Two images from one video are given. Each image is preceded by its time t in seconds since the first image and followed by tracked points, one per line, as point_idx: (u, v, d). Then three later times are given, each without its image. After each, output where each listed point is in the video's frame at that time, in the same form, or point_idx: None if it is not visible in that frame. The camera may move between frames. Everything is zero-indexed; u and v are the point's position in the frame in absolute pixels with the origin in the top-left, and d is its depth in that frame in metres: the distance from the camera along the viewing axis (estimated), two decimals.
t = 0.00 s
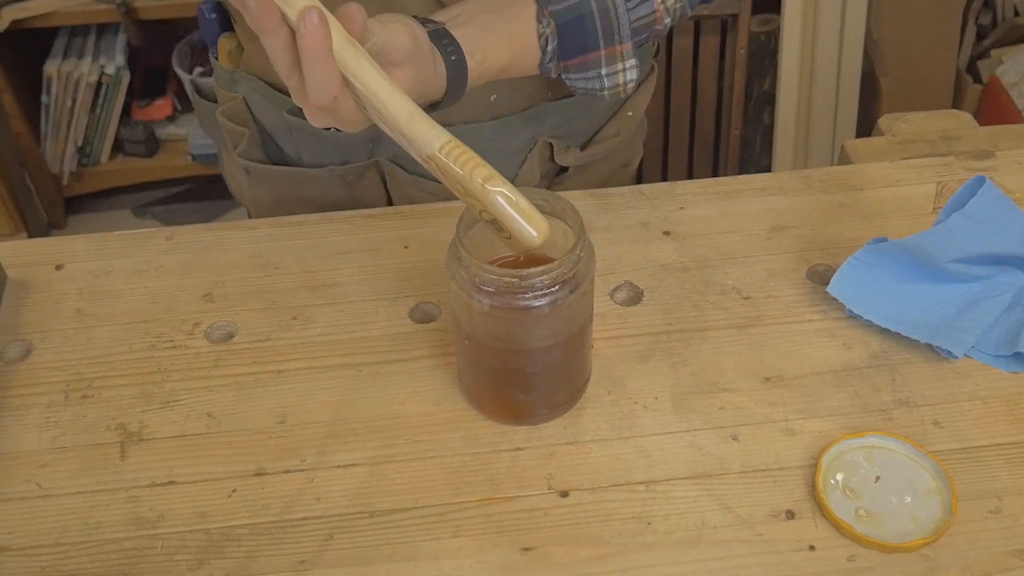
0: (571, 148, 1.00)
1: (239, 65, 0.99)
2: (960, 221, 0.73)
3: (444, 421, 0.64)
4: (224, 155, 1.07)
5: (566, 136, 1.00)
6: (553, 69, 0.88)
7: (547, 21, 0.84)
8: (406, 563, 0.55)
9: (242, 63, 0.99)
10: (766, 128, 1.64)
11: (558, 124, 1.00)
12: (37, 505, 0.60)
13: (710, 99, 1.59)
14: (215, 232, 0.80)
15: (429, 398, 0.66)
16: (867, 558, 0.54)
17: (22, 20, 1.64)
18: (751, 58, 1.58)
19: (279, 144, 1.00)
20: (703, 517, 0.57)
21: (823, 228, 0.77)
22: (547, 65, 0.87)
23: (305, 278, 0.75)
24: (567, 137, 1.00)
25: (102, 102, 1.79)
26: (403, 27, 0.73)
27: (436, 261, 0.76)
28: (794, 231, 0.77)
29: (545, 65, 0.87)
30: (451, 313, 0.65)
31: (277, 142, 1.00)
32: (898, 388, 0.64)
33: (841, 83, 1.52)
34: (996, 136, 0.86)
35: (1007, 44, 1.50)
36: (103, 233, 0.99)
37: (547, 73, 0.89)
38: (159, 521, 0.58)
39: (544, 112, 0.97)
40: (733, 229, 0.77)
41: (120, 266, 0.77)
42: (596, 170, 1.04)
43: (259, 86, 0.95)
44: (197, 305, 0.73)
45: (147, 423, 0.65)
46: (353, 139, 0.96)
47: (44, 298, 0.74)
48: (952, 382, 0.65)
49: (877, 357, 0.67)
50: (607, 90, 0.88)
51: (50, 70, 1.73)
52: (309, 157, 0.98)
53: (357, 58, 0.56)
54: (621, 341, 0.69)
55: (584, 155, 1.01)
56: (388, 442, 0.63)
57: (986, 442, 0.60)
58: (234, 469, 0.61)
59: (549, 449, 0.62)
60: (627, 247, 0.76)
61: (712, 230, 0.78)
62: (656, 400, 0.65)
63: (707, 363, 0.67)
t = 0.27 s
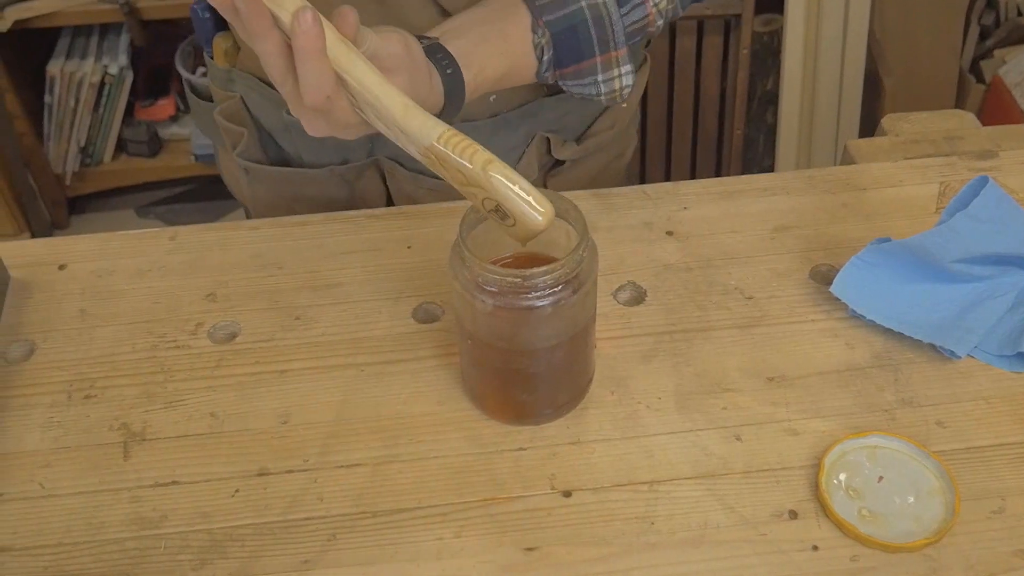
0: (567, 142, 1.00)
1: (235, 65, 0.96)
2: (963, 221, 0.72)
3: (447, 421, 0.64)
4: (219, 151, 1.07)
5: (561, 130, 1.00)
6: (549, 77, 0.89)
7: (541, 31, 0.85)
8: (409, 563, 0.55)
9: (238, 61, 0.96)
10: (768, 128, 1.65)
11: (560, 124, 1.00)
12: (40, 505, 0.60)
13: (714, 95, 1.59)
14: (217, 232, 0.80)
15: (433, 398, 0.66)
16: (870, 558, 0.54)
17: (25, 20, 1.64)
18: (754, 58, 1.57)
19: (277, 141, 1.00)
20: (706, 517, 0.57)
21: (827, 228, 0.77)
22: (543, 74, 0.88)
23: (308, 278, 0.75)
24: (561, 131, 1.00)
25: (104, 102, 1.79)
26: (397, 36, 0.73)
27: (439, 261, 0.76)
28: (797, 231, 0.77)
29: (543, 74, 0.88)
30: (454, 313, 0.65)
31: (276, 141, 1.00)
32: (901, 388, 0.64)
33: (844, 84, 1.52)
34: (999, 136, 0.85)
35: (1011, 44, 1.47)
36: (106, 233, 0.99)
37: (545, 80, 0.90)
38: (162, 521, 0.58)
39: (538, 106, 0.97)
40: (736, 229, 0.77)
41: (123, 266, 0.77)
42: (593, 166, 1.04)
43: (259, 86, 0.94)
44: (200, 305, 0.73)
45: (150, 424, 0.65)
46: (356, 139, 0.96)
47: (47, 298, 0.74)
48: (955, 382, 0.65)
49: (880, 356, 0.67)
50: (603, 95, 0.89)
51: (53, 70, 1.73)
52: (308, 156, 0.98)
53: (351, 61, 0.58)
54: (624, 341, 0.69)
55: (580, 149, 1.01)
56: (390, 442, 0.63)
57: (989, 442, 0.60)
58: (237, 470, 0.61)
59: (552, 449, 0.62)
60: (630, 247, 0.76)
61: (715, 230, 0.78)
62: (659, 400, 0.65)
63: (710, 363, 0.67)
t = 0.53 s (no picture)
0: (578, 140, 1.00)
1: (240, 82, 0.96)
2: (967, 221, 0.72)
3: (450, 422, 0.64)
4: (224, 171, 1.06)
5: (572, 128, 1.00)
6: (594, 56, 0.92)
7: (586, 14, 0.88)
8: (412, 563, 0.55)
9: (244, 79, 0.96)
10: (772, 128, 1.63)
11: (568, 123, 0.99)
12: (43, 505, 0.60)
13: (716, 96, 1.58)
14: (220, 232, 0.80)
15: (435, 399, 0.66)
16: (873, 558, 0.54)
17: (29, 20, 1.64)
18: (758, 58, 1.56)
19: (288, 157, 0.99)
20: (709, 517, 0.57)
21: (830, 228, 0.77)
22: (589, 53, 0.91)
23: (311, 278, 0.75)
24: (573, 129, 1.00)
25: (108, 102, 1.79)
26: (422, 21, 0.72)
27: (442, 261, 0.76)
28: (800, 231, 0.77)
29: (589, 53, 0.91)
30: (457, 313, 0.65)
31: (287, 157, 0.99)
32: (903, 388, 0.64)
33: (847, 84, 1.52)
34: (1003, 136, 0.85)
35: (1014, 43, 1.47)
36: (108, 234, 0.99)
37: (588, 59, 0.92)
38: (165, 521, 0.58)
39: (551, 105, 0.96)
40: (739, 229, 0.77)
41: (126, 266, 0.77)
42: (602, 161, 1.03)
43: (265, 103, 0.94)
44: (203, 305, 0.73)
45: (153, 424, 0.65)
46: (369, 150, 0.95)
47: (50, 298, 0.74)
48: (958, 382, 0.65)
49: (883, 357, 0.67)
50: (649, 66, 0.93)
51: (57, 70, 1.73)
52: (321, 171, 0.97)
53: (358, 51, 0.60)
54: (627, 341, 0.69)
55: (591, 147, 1.00)
56: (393, 442, 0.63)
57: (992, 442, 0.60)
58: (240, 470, 0.61)
59: (555, 449, 0.62)
60: (633, 248, 0.76)
61: (718, 230, 0.78)
62: (662, 400, 0.65)
63: (713, 363, 0.67)
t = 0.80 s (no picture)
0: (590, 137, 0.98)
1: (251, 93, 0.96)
2: (969, 221, 0.72)
3: (453, 422, 0.64)
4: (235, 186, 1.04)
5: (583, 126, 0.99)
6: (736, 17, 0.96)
7: None
8: (414, 563, 0.55)
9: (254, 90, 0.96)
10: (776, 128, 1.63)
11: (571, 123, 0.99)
12: (46, 506, 0.60)
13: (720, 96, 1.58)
14: (223, 232, 0.80)
15: (439, 399, 0.66)
16: (875, 558, 0.54)
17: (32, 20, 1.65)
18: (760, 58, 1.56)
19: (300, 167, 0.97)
20: (712, 517, 0.57)
21: (833, 228, 0.77)
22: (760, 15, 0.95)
23: (314, 278, 0.75)
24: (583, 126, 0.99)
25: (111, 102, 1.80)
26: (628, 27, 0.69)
27: (444, 261, 0.76)
28: (803, 231, 0.77)
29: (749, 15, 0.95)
30: (459, 314, 0.65)
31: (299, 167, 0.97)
32: (906, 388, 0.64)
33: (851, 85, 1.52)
34: (1005, 136, 0.85)
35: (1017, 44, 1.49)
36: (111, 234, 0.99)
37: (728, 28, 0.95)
38: (168, 521, 0.58)
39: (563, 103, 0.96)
40: (741, 229, 0.77)
41: (128, 267, 0.77)
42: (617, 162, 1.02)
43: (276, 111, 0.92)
44: (206, 305, 0.73)
45: (155, 424, 0.65)
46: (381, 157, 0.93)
47: (52, 299, 0.74)
48: (961, 383, 0.64)
49: (886, 357, 0.67)
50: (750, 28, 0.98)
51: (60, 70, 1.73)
52: (333, 180, 0.96)
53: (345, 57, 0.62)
54: (629, 341, 0.69)
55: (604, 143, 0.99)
56: (396, 442, 0.63)
57: (995, 442, 0.60)
58: (243, 469, 0.61)
59: (558, 449, 0.62)
60: (636, 248, 0.76)
61: (721, 230, 0.78)
62: (665, 400, 0.65)
63: (716, 363, 0.67)
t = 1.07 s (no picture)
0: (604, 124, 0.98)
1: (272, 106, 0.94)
2: (973, 221, 0.72)
3: (456, 422, 0.64)
4: (259, 201, 1.03)
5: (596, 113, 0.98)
6: None
7: None
8: (417, 562, 0.55)
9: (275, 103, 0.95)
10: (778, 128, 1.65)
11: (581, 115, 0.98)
12: (50, 505, 0.60)
13: (724, 96, 1.59)
14: (226, 232, 0.80)
15: (442, 399, 0.66)
16: (879, 558, 0.54)
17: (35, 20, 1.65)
18: (765, 57, 1.58)
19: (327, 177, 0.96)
20: (715, 517, 0.57)
21: (836, 228, 0.77)
22: None
23: (317, 278, 0.75)
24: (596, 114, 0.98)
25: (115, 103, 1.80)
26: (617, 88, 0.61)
27: (448, 261, 0.76)
28: (806, 231, 0.77)
29: None
30: (463, 314, 0.65)
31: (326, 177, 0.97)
32: (910, 388, 0.64)
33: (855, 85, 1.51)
34: (1009, 136, 0.85)
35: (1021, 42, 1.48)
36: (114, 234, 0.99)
37: None
38: (171, 521, 0.58)
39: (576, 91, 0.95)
40: (744, 229, 0.77)
41: (132, 267, 0.77)
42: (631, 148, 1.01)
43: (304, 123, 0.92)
44: (209, 305, 0.73)
45: (159, 423, 0.65)
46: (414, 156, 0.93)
47: (56, 299, 0.74)
48: (964, 383, 0.64)
49: (889, 357, 0.67)
50: None
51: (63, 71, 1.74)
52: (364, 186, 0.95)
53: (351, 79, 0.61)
54: (633, 341, 0.69)
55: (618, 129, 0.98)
56: (399, 442, 0.63)
57: (998, 442, 0.60)
58: (247, 469, 0.61)
59: (562, 449, 0.62)
60: (640, 248, 0.76)
61: (724, 230, 0.78)
62: (668, 400, 0.65)
63: (719, 363, 0.67)
